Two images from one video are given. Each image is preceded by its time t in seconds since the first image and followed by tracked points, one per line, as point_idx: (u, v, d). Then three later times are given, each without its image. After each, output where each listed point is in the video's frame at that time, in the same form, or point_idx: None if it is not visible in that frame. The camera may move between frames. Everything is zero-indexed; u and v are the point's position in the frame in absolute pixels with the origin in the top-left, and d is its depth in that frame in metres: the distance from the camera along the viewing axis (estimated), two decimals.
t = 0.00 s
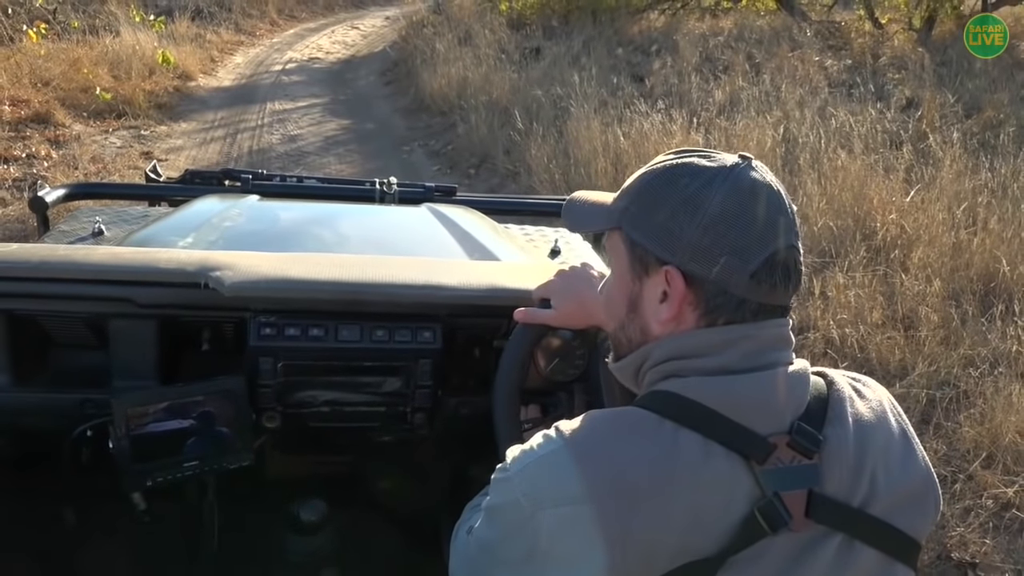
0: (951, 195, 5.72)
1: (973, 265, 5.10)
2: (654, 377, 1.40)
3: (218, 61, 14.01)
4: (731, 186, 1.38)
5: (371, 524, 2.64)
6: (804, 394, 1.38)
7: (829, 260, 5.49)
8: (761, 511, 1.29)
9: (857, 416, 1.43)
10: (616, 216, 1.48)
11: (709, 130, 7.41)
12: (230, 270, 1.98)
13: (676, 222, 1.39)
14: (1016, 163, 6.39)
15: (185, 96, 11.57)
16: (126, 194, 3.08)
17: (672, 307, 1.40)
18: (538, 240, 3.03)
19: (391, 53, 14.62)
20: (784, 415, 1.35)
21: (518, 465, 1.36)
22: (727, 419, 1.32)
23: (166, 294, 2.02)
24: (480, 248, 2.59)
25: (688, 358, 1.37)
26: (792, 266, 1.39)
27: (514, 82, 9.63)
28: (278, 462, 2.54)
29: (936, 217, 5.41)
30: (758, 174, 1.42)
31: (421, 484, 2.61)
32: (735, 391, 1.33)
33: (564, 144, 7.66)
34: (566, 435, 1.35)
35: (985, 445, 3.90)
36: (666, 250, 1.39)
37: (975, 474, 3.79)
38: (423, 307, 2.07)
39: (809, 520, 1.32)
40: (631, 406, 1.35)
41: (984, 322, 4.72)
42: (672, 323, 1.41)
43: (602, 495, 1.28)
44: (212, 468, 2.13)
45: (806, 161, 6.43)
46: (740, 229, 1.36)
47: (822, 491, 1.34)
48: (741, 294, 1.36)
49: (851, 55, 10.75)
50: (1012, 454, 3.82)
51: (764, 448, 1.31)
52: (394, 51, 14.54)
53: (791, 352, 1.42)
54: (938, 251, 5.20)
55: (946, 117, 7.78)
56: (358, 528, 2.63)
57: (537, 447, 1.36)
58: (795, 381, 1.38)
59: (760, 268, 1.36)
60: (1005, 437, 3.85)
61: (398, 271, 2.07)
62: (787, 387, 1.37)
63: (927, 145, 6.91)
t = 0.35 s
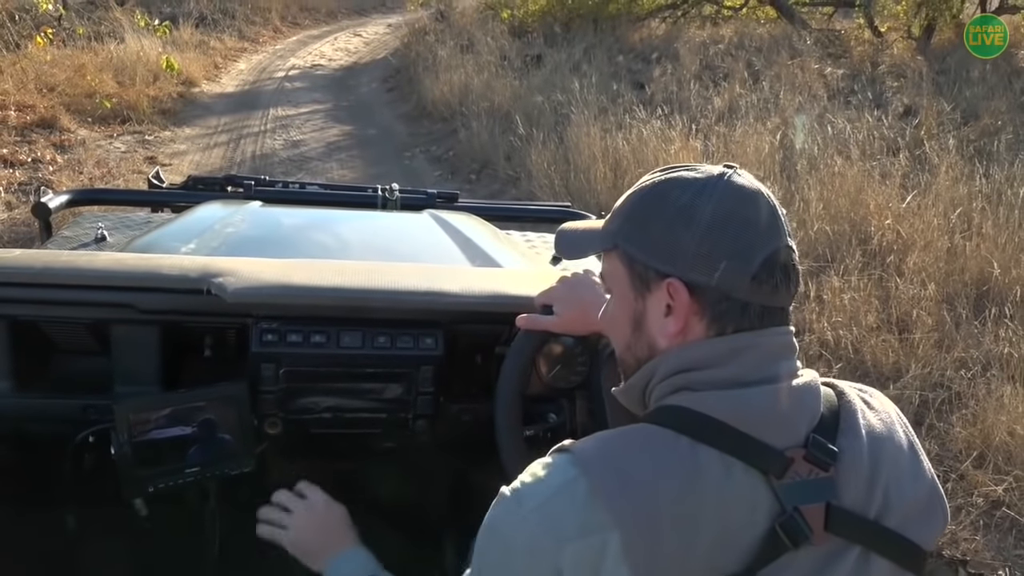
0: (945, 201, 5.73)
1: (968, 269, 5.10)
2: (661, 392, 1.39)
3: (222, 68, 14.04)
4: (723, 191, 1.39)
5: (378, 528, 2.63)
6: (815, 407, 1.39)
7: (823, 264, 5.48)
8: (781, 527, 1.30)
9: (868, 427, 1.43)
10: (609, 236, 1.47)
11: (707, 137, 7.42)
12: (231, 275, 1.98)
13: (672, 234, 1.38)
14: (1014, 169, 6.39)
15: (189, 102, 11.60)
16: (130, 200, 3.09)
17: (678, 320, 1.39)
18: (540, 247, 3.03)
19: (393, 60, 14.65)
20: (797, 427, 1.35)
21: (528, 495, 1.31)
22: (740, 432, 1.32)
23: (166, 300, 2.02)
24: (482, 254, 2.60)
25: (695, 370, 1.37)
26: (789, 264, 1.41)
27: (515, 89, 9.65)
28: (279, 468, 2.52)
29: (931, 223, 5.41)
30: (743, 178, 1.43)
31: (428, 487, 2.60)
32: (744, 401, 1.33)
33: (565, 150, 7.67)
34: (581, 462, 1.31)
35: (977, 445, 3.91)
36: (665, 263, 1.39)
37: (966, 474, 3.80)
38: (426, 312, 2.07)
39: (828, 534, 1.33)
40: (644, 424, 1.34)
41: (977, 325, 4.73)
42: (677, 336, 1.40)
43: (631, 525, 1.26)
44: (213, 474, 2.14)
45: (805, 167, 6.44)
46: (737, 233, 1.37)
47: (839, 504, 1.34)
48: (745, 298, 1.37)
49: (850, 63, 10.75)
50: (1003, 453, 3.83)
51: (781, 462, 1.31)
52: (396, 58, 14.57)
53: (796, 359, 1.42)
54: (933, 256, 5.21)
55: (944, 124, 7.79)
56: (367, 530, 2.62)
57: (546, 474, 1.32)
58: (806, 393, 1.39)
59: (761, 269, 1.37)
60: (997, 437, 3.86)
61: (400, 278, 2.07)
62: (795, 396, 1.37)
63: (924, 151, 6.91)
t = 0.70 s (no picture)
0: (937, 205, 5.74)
1: (960, 272, 5.10)
2: (657, 405, 1.40)
3: (222, 72, 14.05)
4: (715, 202, 1.38)
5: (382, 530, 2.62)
6: (811, 417, 1.38)
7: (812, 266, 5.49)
8: (772, 541, 1.30)
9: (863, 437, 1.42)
10: (600, 248, 1.46)
11: (703, 141, 7.43)
12: (231, 281, 1.98)
13: (665, 247, 1.37)
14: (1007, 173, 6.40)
15: (190, 106, 11.61)
16: (127, 206, 3.09)
17: (674, 333, 1.39)
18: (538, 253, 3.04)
19: (393, 65, 14.67)
20: (792, 438, 1.34)
21: (520, 495, 1.34)
22: (736, 444, 1.31)
23: (168, 305, 2.02)
24: (481, 258, 2.60)
25: (691, 383, 1.37)
26: (784, 271, 1.40)
27: (513, 93, 9.66)
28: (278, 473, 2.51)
29: (923, 225, 5.42)
30: (734, 187, 1.43)
31: (431, 489, 2.58)
32: (740, 414, 1.32)
33: (562, 154, 7.67)
34: (577, 464, 1.33)
35: (965, 443, 3.91)
36: (659, 277, 1.38)
37: (954, 472, 3.80)
38: (426, 318, 2.07)
39: (819, 547, 1.33)
40: (639, 433, 1.35)
41: (967, 326, 4.74)
42: (674, 348, 1.40)
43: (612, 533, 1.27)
44: (212, 479, 2.13)
45: (799, 170, 6.45)
46: (731, 245, 1.37)
47: (832, 517, 1.34)
48: (741, 310, 1.37)
49: (847, 69, 10.77)
50: (990, 451, 3.83)
51: (776, 475, 1.30)
52: (395, 64, 14.58)
53: (792, 368, 1.41)
54: (925, 259, 5.21)
55: (938, 129, 7.80)
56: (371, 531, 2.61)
57: (539, 476, 1.35)
58: (802, 403, 1.38)
59: (756, 281, 1.36)
60: (984, 435, 3.86)
61: (401, 282, 2.07)
62: (790, 406, 1.36)
63: (917, 154, 6.93)
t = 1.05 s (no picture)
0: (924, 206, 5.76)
1: (949, 273, 5.11)
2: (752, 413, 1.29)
3: (222, 78, 14.06)
4: (747, 204, 1.37)
5: (379, 532, 2.61)
6: (886, 414, 1.34)
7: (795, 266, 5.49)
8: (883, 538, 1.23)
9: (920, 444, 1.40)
10: (648, 279, 1.34)
11: (698, 145, 7.44)
12: (230, 287, 1.98)
13: (731, 248, 1.30)
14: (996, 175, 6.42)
15: (189, 111, 11.62)
16: (126, 211, 3.09)
17: (758, 336, 1.31)
18: (538, 257, 3.04)
19: (391, 70, 14.69)
20: (878, 433, 1.29)
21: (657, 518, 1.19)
22: (844, 442, 1.25)
23: (169, 311, 2.03)
24: (480, 264, 2.60)
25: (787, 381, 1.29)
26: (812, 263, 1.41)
27: (511, 98, 9.67)
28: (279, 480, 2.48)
29: (914, 226, 5.43)
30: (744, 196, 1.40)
31: (429, 490, 2.58)
32: (838, 411, 1.27)
33: (559, 157, 7.67)
34: (709, 473, 1.21)
35: (951, 439, 3.90)
36: (734, 279, 1.29)
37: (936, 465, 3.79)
38: (425, 325, 2.07)
39: (916, 546, 1.26)
40: (745, 436, 1.24)
41: (954, 325, 4.75)
42: (757, 352, 1.31)
43: (770, 541, 1.18)
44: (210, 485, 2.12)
45: (792, 174, 6.46)
46: (782, 240, 1.35)
47: (920, 516, 1.29)
48: (808, 303, 1.34)
49: (842, 74, 10.79)
50: (975, 446, 3.81)
51: (874, 469, 1.25)
52: (394, 69, 14.60)
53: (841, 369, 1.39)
54: (915, 261, 5.23)
55: (930, 133, 7.82)
56: (370, 534, 2.60)
57: (668, 495, 1.20)
58: (874, 402, 1.34)
59: (807, 270, 1.35)
60: (969, 431, 3.85)
61: (400, 288, 2.07)
62: (866, 403, 1.32)
63: (910, 156, 6.93)
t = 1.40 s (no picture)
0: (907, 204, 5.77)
1: (935, 270, 5.13)
2: (821, 431, 1.29)
3: (216, 80, 14.03)
4: (802, 220, 1.39)
5: (377, 531, 2.61)
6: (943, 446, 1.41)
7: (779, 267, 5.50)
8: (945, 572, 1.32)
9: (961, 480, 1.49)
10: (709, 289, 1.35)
11: (690, 146, 7.45)
12: (224, 290, 1.98)
13: (793, 261, 1.32)
14: (981, 174, 6.44)
15: (184, 113, 11.61)
16: (122, 216, 3.09)
17: (823, 351, 1.31)
18: (533, 260, 3.05)
19: (385, 74, 14.69)
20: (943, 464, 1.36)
21: (821, 548, 1.12)
22: (915, 467, 1.30)
23: (161, 314, 2.02)
24: (475, 267, 2.60)
25: (854, 400, 1.30)
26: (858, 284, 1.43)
27: (503, 100, 9.67)
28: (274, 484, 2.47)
29: (898, 225, 5.44)
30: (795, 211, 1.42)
31: (426, 490, 2.57)
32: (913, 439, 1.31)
33: (551, 158, 7.68)
34: (838, 504, 1.19)
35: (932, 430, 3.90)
36: (799, 291, 1.30)
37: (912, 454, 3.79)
38: (419, 327, 2.06)
39: None
40: (849, 461, 1.25)
41: (936, 320, 4.78)
42: (822, 369, 1.31)
43: (901, 563, 1.19)
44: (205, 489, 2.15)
45: (781, 174, 6.48)
46: (839, 258, 1.36)
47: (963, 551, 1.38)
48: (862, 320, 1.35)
49: (833, 77, 10.80)
50: (955, 437, 3.79)
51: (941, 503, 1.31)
52: (388, 73, 14.60)
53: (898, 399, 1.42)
54: (900, 259, 5.24)
55: (918, 135, 7.83)
56: (367, 532, 2.61)
57: (818, 526, 1.15)
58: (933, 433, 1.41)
59: (864, 293, 1.37)
60: (950, 423, 3.84)
61: (394, 292, 2.07)
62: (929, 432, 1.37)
63: (898, 156, 6.95)
